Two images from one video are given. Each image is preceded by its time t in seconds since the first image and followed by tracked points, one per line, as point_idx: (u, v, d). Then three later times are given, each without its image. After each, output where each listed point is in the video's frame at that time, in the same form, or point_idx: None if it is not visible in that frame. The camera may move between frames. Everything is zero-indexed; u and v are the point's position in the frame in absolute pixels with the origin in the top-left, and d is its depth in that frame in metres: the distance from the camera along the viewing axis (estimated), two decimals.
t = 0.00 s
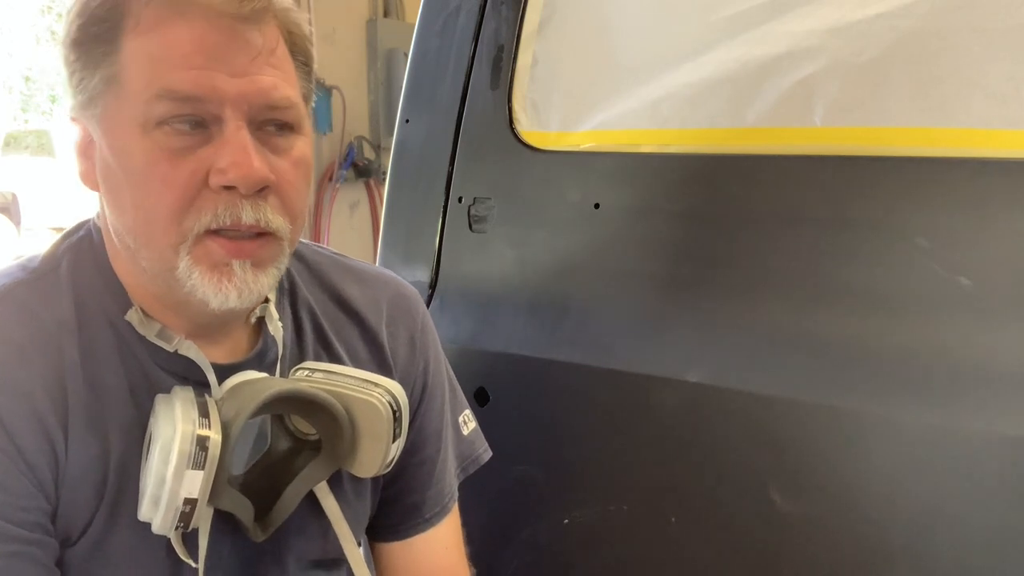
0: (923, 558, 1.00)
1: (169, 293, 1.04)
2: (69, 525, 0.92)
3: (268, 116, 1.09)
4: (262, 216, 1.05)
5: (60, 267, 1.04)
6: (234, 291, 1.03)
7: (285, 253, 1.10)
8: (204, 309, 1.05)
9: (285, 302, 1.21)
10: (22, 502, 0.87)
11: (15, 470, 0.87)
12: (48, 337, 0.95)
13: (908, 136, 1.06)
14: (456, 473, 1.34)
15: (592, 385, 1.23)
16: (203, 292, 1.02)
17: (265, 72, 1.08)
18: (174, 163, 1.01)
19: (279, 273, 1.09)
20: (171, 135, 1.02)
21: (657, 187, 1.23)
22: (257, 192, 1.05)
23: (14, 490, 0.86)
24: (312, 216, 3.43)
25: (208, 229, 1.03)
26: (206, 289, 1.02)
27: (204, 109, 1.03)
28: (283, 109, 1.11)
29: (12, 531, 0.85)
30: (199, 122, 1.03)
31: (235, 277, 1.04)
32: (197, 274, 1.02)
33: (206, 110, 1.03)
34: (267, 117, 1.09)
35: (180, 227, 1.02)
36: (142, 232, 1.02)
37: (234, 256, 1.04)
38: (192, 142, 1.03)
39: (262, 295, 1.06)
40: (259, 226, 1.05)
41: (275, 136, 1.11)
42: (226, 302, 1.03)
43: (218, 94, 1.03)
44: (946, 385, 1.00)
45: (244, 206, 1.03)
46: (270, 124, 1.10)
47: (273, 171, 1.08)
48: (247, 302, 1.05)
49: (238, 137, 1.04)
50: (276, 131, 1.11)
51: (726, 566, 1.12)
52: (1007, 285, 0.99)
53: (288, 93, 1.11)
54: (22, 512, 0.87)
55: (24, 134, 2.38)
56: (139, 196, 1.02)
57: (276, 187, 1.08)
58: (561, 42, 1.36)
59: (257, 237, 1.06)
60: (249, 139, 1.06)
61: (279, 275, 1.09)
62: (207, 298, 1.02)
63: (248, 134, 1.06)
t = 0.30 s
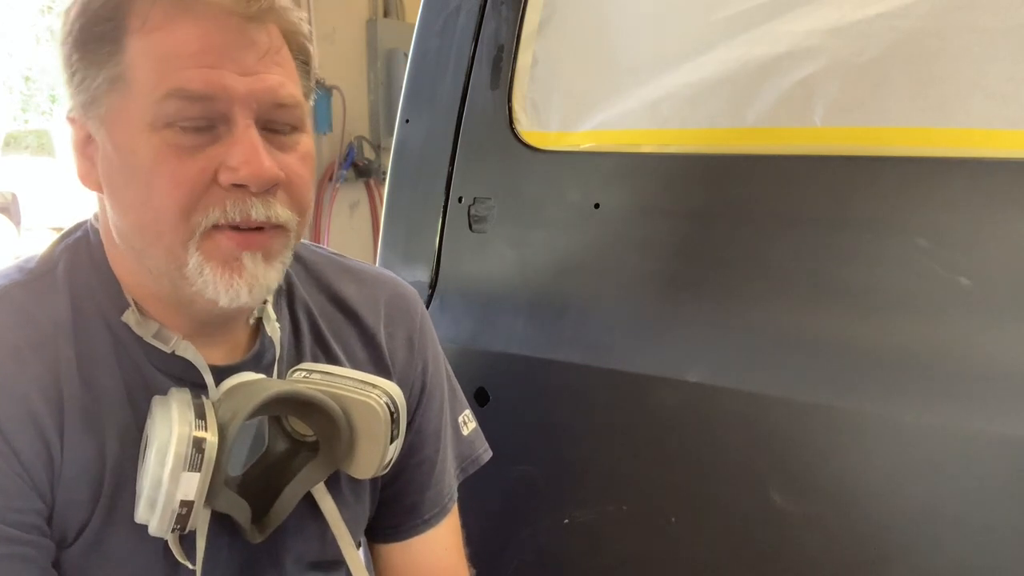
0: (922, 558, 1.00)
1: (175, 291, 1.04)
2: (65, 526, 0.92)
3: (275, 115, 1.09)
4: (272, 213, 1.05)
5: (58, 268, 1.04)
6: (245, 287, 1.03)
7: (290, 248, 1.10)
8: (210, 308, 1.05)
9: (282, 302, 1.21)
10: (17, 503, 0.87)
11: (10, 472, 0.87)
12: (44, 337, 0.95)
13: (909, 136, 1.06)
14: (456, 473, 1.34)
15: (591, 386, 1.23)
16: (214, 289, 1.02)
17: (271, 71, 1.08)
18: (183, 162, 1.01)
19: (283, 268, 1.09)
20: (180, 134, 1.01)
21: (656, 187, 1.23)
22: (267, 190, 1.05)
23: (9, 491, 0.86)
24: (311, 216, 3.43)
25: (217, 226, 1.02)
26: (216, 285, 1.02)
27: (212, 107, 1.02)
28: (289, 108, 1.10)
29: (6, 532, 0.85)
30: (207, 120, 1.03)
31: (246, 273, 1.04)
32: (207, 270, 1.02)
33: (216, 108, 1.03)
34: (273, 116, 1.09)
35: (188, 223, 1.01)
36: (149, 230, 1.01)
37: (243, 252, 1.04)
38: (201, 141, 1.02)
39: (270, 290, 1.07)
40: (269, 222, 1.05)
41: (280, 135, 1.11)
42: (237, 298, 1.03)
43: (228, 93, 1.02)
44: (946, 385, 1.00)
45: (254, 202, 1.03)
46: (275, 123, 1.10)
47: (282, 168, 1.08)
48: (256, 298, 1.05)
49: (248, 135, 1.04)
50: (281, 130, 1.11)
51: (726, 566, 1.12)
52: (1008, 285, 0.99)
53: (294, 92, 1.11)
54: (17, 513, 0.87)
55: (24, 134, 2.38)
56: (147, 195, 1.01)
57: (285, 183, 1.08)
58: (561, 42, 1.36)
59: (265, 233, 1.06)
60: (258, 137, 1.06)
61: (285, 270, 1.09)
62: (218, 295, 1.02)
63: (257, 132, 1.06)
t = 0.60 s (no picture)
0: (923, 559, 1.00)
1: (164, 275, 1.02)
2: (68, 524, 0.92)
3: (289, 113, 1.10)
4: (270, 202, 1.03)
5: (62, 267, 1.04)
6: (224, 277, 1.01)
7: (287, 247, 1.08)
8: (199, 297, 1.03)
9: (285, 303, 1.21)
10: (21, 501, 0.86)
11: (13, 469, 0.86)
12: (49, 335, 0.95)
13: (909, 136, 1.06)
14: (456, 476, 1.34)
15: (592, 386, 1.23)
16: (195, 275, 1.00)
17: (294, 71, 1.10)
18: (191, 140, 1.01)
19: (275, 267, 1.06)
20: (192, 114, 1.02)
21: (657, 186, 1.23)
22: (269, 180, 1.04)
23: (14, 489, 0.86)
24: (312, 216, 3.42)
25: (214, 208, 1.01)
26: (200, 270, 1.00)
27: (228, 92, 1.04)
28: (304, 110, 1.12)
29: (10, 529, 0.85)
30: (220, 105, 1.04)
31: (229, 261, 1.01)
32: (192, 253, 1.00)
33: (232, 93, 1.04)
34: (287, 113, 1.10)
35: (185, 201, 1.00)
36: (149, 205, 1.01)
37: (233, 240, 1.01)
38: (212, 122, 1.03)
39: (253, 285, 1.03)
40: (266, 212, 1.03)
41: (291, 135, 1.11)
42: (214, 286, 1.00)
43: (246, 79, 1.04)
44: (946, 385, 1.00)
45: (253, 189, 1.02)
46: (289, 122, 1.11)
47: (287, 164, 1.08)
48: (235, 291, 1.02)
49: (259, 123, 1.05)
50: (291, 131, 1.12)
51: (726, 566, 1.12)
52: (1008, 285, 0.99)
53: (313, 96, 1.13)
54: (21, 510, 0.86)
55: (24, 134, 2.36)
56: (150, 170, 1.01)
57: (288, 179, 1.08)
58: (561, 42, 1.36)
59: (262, 225, 1.04)
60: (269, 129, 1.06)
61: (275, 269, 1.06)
62: (197, 280, 1.00)
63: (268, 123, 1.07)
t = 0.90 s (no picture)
0: (923, 559, 1.00)
1: (181, 275, 1.03)
2: (80, 522, 0.92)
3: (311, 122, 1.10)
4: (289, 211, 1.04)
5: (75, 264, 1.03)
6: (241, 281, 1.01)
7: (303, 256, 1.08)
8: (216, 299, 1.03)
9: (295, 305, 1.21)
10: (35, 498, 0.86)
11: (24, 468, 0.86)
12: (62, 333, 0.95)
13: (908, 136, 1.06)
14: (456, 478, 1.34)
15: (592, 385, 1.23)
16: (213, 277, 1.00)
17: (319, 81, 1.10)
18: (213, 144, 1.01)
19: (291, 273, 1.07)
20: (216, 117, 1.03)
21: (657, 186, 1.23)
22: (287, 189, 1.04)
23: (28, 485, 0.85)
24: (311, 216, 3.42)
25: (231, 212, 1.02)
26: (217, 273, 1.00)
27: (253, 98, 1.04)
28: (327, 119, 1.11)
29: (25, 526, 0.85)
30: (245, 110, 1.04)
31: (246, 266, 1.01)
32: (210, 255, 1.00)
33: (256, 100, 1.04)
34: (310, 122, 1.10)
35: (203, 204, 1.01)
36: (166, 205, 1.01)
37: (250, 246, 1.02)
38: (235, 128, 1.03)
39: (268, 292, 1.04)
40: (284, 220, 1.04)
41: (312, 143, 1.11)
42: (232, 287, 1.00)
43: (273, 87, 1.04)
44: (946, 384, 1.00)
45: (272, 196, 1.02)
46: (311, 130, 1.11)
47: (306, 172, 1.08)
48: (251, 293, 1.02)
49: (282, 131, 1.05)
50: (313, 139, 1.12)
51: (729, 566, 1.12)
52: (1007, 284, 0.99)
53: (337, 105, 1.13)
54: (36, 507, 0.86)
55: (24, 134, 2.33)
56: (169, 170, 1.01)
57: (306, 188, 1.08)
58: (562, 43, 1.36)
59: (279, 232, 1.04)
60: (291, 137, 1.06)
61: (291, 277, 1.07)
62: (214, 282, 1.00)
63: (291, 131, 1.07)
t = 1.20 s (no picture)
0: (922, 558, 1.00)
1: (169, 279, 1.03)
2: (83, 523, 0.92)
3: (301, 125, 1.09)
4: (273, 216, 1.03)
5: (78, 266, 1.03)
6: (222, 297, 1.01)
7: (292, 260, 1.08)
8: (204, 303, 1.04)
9: (298, 306, 1.21)
10: (38, 499, 0.86)
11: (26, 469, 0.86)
12: (65, 334, 0.95)
13: (909, 136, 1.06)
14: (461, 481, 1.34)
15: (592, 385, 1.23)
16: (195, 292, 1.00)
17: (309, 84, 1.09)
18: (198, 149, 1.01)
19: (281, 281, 1.07)
20: (202, 123, 1.03)
21: (657, 186, 1.23)
22: (273, 194, 1.04)
23: (32, 486, 0.86)
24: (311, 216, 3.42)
25: (215, 218, 1.02)
26: (198, 288, 1.00)
27: (238, 103, 1.03)
28: (317, 122, 1.11)
29: (29, 527, 0.85)
30: (231, 115, 1.04)
31: (229, 283, 1.02)
32: (189, 268, 1.00)
33: (240, 104, 1.03)
34: (298, 126, 1.09)
35: (187, 210, 1.01)
36: (152, 210, 1.02)
37: (231, 259, 1.02)
38: (220, 133, 1.03)
39: (257, 301, 1.04)
40: (269, 226, 1.04)
41: (303, 146, 1.11)
42: (213, 303, 1.01)
43: (256, 92, 1.03)
44: (947, 384, 1.00)
45: (255, 202, 1.02)
46: (301, 134, 1.10)
47: (294, 176, 1.07)
48: (235, 309, 1.02)
49: (267, 136, 1.04)
50: (303, 142, 1.11)
51: (729, 567, 1.12)
52: (1006, 284, 0.99)
53: (327, 108, 1.12)
54: (39, 508, 0.86)
55: (24, 134, 2.32)
56: (156, 176, 1.02)
57: (293, 193, 1.07)
58: (562, 43, 1.36)
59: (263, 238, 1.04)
60: (278, 142, 1.06)
61: (281, 282, 1.07)
62: (197, 297, 1.00)
63: (277, 136, 1.06)
